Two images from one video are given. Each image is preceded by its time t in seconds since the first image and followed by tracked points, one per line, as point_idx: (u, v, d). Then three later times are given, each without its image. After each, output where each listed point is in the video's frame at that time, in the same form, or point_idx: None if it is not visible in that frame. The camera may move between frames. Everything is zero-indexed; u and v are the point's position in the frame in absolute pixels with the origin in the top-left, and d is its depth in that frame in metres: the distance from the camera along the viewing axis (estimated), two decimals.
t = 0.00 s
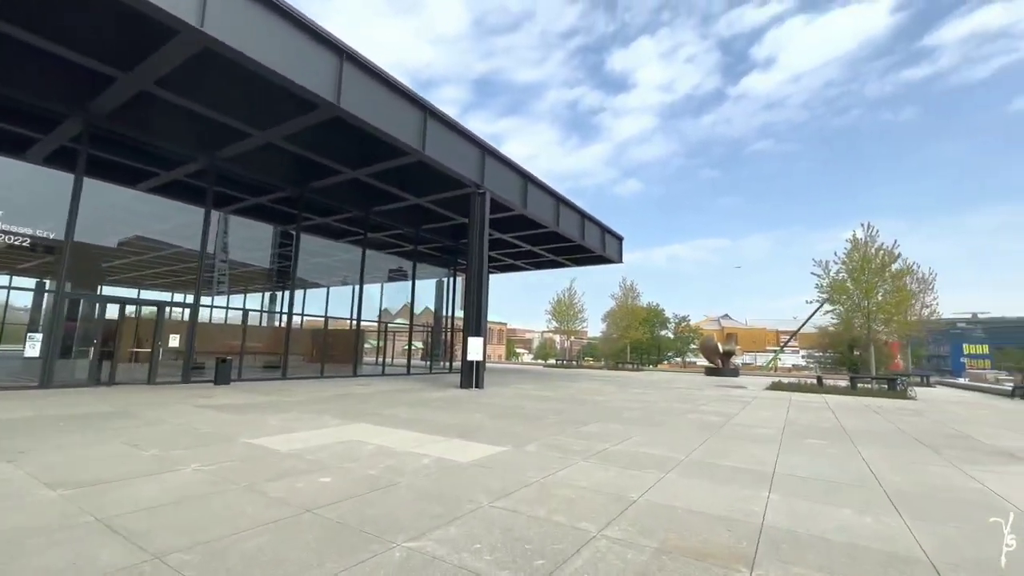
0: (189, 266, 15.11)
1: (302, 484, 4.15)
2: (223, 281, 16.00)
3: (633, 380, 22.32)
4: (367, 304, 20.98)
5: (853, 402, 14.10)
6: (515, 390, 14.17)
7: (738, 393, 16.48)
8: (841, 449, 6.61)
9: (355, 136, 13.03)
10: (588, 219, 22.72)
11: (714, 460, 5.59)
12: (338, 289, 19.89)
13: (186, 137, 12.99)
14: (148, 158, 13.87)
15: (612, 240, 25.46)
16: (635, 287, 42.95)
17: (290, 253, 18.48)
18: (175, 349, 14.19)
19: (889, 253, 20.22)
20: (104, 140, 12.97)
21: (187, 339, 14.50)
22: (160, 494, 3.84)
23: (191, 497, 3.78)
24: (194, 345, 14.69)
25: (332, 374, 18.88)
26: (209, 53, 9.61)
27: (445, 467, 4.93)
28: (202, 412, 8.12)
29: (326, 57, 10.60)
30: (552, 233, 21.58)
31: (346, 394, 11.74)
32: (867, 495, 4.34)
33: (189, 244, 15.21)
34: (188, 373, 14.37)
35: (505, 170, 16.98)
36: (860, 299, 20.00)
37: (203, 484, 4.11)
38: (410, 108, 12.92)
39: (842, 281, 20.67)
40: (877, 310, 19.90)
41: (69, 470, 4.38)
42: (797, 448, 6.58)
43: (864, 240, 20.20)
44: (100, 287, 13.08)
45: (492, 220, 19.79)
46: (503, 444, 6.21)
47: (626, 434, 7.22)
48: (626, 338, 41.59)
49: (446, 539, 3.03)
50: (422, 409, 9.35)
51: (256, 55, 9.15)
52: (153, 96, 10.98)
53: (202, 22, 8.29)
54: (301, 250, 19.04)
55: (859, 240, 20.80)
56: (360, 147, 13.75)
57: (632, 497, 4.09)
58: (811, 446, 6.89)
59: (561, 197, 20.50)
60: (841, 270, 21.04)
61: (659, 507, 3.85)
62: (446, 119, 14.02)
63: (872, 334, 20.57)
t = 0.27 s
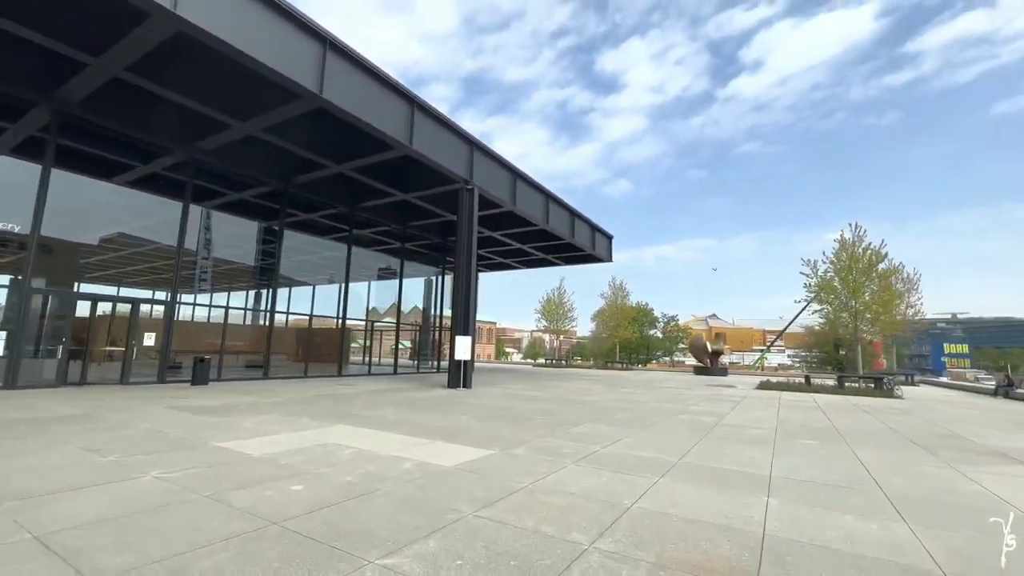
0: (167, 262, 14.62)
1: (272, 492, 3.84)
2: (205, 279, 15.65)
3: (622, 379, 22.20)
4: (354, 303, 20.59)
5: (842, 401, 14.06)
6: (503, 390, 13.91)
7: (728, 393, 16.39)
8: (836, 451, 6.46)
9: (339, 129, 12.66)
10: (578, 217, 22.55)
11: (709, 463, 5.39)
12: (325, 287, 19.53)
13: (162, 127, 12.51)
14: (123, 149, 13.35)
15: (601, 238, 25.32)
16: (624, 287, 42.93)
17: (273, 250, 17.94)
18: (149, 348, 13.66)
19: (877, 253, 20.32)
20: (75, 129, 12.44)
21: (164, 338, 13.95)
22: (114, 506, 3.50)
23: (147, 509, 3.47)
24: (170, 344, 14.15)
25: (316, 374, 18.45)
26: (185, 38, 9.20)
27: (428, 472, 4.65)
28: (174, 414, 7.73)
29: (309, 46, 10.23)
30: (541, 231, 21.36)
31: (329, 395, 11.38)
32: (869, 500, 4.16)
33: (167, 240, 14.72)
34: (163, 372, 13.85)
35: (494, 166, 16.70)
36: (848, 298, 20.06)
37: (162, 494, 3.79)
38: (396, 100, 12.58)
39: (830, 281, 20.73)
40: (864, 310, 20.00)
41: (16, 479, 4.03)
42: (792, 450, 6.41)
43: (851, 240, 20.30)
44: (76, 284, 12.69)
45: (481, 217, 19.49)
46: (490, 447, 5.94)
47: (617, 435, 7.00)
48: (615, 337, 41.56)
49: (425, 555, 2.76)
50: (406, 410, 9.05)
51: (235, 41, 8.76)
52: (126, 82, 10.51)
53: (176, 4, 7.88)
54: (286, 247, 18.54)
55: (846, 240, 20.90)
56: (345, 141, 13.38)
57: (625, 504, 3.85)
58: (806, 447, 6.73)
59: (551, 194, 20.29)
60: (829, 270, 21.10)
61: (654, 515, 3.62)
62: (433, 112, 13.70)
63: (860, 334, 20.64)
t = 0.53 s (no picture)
0: (146, 258, 14.12)
1: (241, 506, 3.54)
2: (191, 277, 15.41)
3: (613, 379, 22.06)
4: (342, 301, 20.23)
5: (834, 401, 14.02)
6: (493, 391, 13.65)
7: (720, 393, 16.30)
8: (835, 453, 6.31)
9: (325, 123, 12.30)
10: (569, 216, 22.34)
11: (706, 468, 5.19)
12: (312, 286, 19.27)
13: (140, 118, 12.07)
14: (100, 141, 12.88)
15: (592, 237, 25.15)
16: (615, 287, 42.86)
17: (258, 247, 17.47)
18: (125, 347, 13.15)
19: (866, 253, 20.38)
20: (48, 120, 11.96)
21: (141, 337, 13.43)
22: (64, 523, 3.18)
23: (101, 526, 3.16)
24: (147, 344, 13.65)
25: (301, 374, 18.01)
26: (162, 24, 8.82)
27: (413, 481, 4.36)
28: (147, 417, 7.36)
29: (294, 35, 9.88)
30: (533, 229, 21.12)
31: (314, 396, 11.04)
32: (875, 508, 3.98)
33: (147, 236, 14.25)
34: (140, 372, 13.31)
35: (484, 162, 16.43)
36: (839, 298, 20.09)
37: (120, 509, 3.46)
38: (384, 93, 12.26)
39: (821, 281, 20.75)
40: (854, 310, 20.05)
41: None
42: (789, 453, 6.23)
43: (841, 240, 20.34)
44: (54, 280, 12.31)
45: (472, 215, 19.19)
46: (479, 451, 5.68)
47: (610, 438, 6.78)
48: (605, 336, 41.51)
49: None
50: (393, 412, 8.75)
51: (215, 27, 8.40)
52: (100, 69, 10.09)
53: None
54: (271, 245, 18.13)
55: (836, 240, 20.93)
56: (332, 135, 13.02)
57: (623, 515, 3.61)
58: (803, 449, 6.58)
59: (542, 192, 20.08)
60: (819, 270, 21.13)
61: (655, 527, 3.39)
62: (422, 106, 13.40)
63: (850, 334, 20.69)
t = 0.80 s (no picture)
0: (126, 257, 13.58)
1: (212, 517, 3.26)
2: (175, 275, 14.90)
3: (605, 378, 21.93)
4: (331, 300, 19.95)
5: (827, 401, 13.98)
6: (484, 390, 13.41)
7: (713, 392, 16.23)
8: (834, 454, 6.17)
9: (313, 115, 11.97)
10: (561, 214, 22.18)
11: (706, 470, 5.00)
12: (302, 284, 18.87)
13: (119, 108, 11.65)
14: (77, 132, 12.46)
15: (585, 236, 25.00)
16: (606, 286, 42.79)
17: (244, 244, 17.08)
18: (101, 348, 12.69)
19: (857, 252, 20.44)
20: (22, 109, 11.51)
21: (118, 337, 13.03)
22: (10, 539, 2.88)
23: (53, 542, 2.87)
24: (126, 342, 13.17)
25: (287, 374, 17.60)
26: (140, 8, 8.45)
27: (399, 487, 4.12)
28: (120, 419, 7.00)
29: (279, 23, 9.56)
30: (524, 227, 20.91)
31: (299, 396, 10.71)
32: (884, 514, 3.82)
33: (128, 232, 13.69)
34: (117, 373, 12.80)
35: (476, 159, 16.16)
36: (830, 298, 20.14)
37: (76, 521, 3.16)
38: (374, 86, 11.96)
39: (813, 280, 20.78)
40: (845, 309, 20.10)
41: None
42: (789, 455, 6.07)
43: (832, 240, 20.39)
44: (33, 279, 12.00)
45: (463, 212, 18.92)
46: (469, 454, 5.44)
47: (605, 440, 6.58)
48: (596, 336, 41.45)
49: None
50: (380, 413, 8.47)
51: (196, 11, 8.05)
52: (75, 56, 9.69)
53: None
54: (258, 242, 17.71)
55: (827, 239, 20.98)
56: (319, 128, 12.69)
57: (623, 524, 3.39)
58: (802, 451, 6.43)
59: (534, 190, 19.88)
60: (811, 270, 21.16)
61: (657, 537, 3.18)
62: (413, 100, 13.11)
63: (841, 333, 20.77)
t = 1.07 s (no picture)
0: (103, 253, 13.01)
1: (176, 532, 2.98)
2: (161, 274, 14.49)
3: (598, 378, 21.77)
4: (320, 298, 19.68)
5: (821, 400, 13.90)
6: (476, 390, 13.16)
7: (706, 392, 16.11)
8: (835, 456, 6.01)
9: (299, 108, 11.62)
10: (554, 212, 21.95)
11: (706, 475, 4.80)
12: (291, 281, 18.53)
13: (96, 99, 11.23)
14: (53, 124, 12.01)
15: (577, 235, 24.80)
16: (599, 285, 42.68)
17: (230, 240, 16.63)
18: (75, 347, 12.18)
19: (850, 252, 20.44)
20: None
21: (95, 335, 12.51)
22: None
23: None
24: (102, 339, 12.66)
25: (274, 373, 17.22)
26: None
27: (383, 495, 3.86)
28: (92, 421, 6.65)
29: (263, 11, 9.22)
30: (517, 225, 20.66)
31: (284, 397, 10.38)
32: (894, 522, 3.64)
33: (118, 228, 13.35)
34: (94, 372, 12.34)
35: (467, 155, 15.88)
36: (822, 297, 20.15)
37: (24, 538, 2.86)
38: (362, 78, 11.64)
39: (805, 279, 20.78)
40: (837, 309, 20.09)
41: None
42: (789, 457, 5.90)
43: (825, 239, 20.37)
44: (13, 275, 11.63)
45: (454, 209, 18.62)
46: (460, 458, 5.19)
47: (601, 442, 6.37)
48: (589, 335, 41.34)
49: None
50: (367, 415, 8.19)
51: None
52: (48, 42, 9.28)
53: None
54: (245, 238, 17.33)
55: (820, 238, 20.96)
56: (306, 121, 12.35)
57: (622, 535, 3.17)
58: (802, 452, 6.27)
59: (527, 187, 19.66)
60: (804, 269, 21.15)
61: (659, 550, 2.96)
62: (403, 93, 12.81)
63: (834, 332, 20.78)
